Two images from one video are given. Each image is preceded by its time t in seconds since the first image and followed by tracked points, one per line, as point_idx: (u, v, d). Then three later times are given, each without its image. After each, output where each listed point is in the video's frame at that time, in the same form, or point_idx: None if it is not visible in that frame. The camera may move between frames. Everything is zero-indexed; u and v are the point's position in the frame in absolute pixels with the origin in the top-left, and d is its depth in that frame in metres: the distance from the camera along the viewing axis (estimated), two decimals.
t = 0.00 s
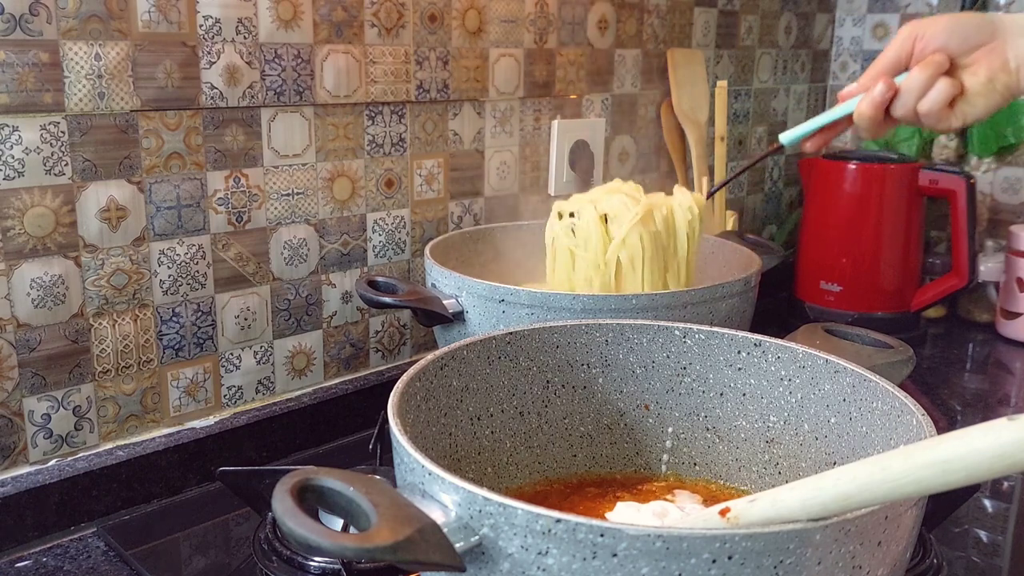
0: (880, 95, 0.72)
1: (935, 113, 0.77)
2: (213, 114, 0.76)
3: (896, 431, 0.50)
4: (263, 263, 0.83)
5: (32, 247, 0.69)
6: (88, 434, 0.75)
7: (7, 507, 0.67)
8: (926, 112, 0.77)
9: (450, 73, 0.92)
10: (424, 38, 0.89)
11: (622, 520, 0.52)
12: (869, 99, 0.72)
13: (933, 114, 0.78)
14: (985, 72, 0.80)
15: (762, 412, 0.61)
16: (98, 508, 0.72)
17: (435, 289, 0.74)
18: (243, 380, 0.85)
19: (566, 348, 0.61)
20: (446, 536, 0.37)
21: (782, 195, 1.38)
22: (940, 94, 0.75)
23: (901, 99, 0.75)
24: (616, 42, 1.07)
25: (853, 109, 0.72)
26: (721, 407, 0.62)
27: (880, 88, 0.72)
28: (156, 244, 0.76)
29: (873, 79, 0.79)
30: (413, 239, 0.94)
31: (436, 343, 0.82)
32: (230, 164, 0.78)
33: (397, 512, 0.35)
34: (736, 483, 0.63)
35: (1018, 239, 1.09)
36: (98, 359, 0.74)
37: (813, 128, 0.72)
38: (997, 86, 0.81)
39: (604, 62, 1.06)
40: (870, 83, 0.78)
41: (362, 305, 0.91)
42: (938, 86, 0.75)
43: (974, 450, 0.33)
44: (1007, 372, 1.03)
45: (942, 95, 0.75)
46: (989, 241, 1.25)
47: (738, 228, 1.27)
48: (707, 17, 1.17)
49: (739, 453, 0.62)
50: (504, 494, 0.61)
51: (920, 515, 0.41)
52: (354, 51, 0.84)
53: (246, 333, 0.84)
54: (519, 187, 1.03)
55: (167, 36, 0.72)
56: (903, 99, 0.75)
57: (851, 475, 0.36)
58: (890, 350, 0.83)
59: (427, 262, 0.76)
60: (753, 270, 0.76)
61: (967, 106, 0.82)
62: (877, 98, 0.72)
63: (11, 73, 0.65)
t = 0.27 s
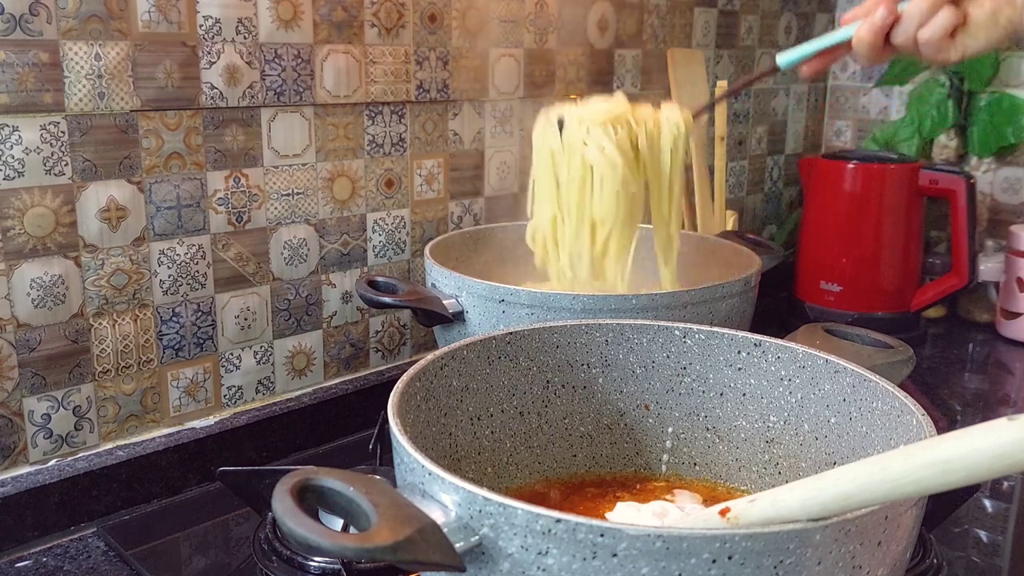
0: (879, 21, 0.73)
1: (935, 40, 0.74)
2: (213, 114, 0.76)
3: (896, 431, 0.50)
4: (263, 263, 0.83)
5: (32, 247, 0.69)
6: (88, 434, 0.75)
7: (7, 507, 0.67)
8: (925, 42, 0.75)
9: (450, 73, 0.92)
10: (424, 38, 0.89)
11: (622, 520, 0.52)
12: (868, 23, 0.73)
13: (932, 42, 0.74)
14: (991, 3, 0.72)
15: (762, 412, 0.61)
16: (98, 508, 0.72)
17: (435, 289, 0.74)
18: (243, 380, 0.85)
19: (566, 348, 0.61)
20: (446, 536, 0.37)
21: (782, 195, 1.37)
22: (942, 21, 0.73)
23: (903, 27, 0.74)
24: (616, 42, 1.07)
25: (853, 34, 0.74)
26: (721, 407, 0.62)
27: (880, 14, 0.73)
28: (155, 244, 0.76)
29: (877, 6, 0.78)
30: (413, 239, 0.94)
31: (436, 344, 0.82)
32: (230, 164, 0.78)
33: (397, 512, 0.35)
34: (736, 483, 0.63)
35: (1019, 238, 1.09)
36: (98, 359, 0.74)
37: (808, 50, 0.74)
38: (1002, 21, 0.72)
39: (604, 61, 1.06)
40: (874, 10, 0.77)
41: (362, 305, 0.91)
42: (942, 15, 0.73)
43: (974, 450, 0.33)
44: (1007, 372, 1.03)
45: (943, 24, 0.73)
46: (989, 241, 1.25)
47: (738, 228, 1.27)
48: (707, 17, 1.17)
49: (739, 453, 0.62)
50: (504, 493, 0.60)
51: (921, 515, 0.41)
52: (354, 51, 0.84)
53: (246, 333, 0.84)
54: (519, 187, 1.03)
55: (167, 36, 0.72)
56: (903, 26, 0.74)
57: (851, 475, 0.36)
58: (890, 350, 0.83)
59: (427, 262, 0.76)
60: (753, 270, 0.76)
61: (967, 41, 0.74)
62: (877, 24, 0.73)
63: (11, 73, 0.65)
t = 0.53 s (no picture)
0: None
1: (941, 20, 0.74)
2: (213, 114, 0.76)
3: (896, 431, 0.50)
4: (263, 263, 0.83)
5: (32, 247, 0.69)
6: (88, 434, 0.75)
7: (7, 507, 0.67)
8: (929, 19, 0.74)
9: (450, 73, 0.92)
10: (424, 39, 0.89)
11: (622, 520, 0.52)
12: None
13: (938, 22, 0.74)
14: None
15: (762, 412, 0.61)
16: (98, 508, 0.72)
17: (435, 289, 0.74)
18: (243, 380, 0.85)
19: (566, 348, 0.61)
20: (446, 536, 0.37)
21: (782, 195, 1.37)
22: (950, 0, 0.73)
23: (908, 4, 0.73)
24: (616, 43, 1.07)
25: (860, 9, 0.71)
26: (721, 407, 0.62)
27: None
28: (155, 244, 0.76)
29: None
30: (413, 239, 0.94)
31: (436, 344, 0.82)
32: (230, 164, 0.78)
33: (397, 513, 0.35)
34: (736, 483, 0.63)
35: (1018, 239, 1.09)
36: (98, 359, 0.74)
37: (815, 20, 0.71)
38: (1010, 4, 0.73)
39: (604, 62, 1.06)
40: None
41: (362, 305, 0.91)
42: None
43: (974, 450, 0.33)
44: (1007, 372, 1.03)
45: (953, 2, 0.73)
46: (989, 241, 1.25)
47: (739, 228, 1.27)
48: (707, 17, 1.17)
49: (739, 453, 0.62)
50: (504, 494, 0.60)
51: (921, 515, 0.41)
52: (354, 51, 0.84)
53: (246, 333, 0.84)
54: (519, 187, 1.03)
55: (167, 36, 0.72)
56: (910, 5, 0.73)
57: (851, 475, 0.36)
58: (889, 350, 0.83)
59: (426, 262, 0.76)
60: (753, 270, 0.76)
61: (973, 21, 0.75)
62: None
63: (11, 73, 0.65)
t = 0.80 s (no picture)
0: (882, 94, 0.73)
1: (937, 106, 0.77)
2: (213, 114, 0.76)
3: (896, 431, 0.50)
4: (263, 263, 0.83)
5: (32, 247, 0.69)
6: (88, 434, 0.75)
7: (6, 507, 0.67)
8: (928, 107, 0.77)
9: (450, 73, 0.92)
10: (424, 39, 0.89)
11: (622, 520, 0.52)
12: (871, 97, 0.73)
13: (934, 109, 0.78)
14: (989, 64, 0.82)
15: (762, 412, 0.61)
16: (98, 508, 0.72)
17: (435, 289, 0.74)
18: (243, 380, 0.85)
19: (566, 348, 0.61)
20: (446, 536, 0.37)
21: (782, 195, 1.37)
22: (944, 89, 0.76)
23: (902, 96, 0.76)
24: (616, 43, 1.07)
25: (858, 108, 0.74)
26: (721, 407, 0.62)
27: (883, 85, 0.73)
28: (156, 245, 0.76)
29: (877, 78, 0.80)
30: (413, 239, 0.94)
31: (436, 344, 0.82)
32: (230, 165, 0.78)
33: (397, 513, 0.35)
34: (736, 483, 0.63)
35: (1018, 239, 1.09)
36: (98, 359, 0.74)
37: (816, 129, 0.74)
38: (1002, 80, 0.82)
39: (604, 62, 1.06)
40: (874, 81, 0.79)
41: (362, 305, 0.91)
42: (940, 84, 0.76)
43: (974, 450, 0.33)
44: (1007, 372, 1.03)
45: (945, 91, 0.76)
46: (988, 241, 1.25)
47: (738, 228, 1.27)
48: (707, 17, 1.17)
49: (739, 453, 0.62)
50: (504, 494, 0.60)
51: (921, 515, 0.41)
52: (354, 51, 0.84)
53: (246, 333, 0.84)
54: (518, 187, 1.03)
55: (167, 36, 0.72)
56: (905, 97, 0.76)
57: (851, 475, 0.36)
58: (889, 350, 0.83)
59: (427, 262, 0.76)
60: (753, 270, 0.76)
61: (970, 102, 0.83)
62: (881, 96, 0.73)
63: (11, 73, 0.65)
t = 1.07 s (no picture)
0: (889, 19, 0.73)
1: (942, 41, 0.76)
2: (213, 114, 0.76)
3: (896, 431, 0.50)
4: (263, 263, 0.83)
5: (32, 247, 0.69)
6: (88, 434, 0.75)
7: (7, 507, 0.67)
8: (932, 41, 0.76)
9: (450, 73, 0.92)
10: (424, 38, 0.89)
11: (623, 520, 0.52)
12: (877, 22, 0.73)
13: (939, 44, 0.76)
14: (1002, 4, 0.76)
15: (762, 412, 0.61)
16: (98, 508, 0.72)
17: (435, 289, 0.74)
18: (243, 380, 0.85)
19: (566, 348, 0.61)
20: (446, 536, 0.37)
21: (782, 195, 1.37)
22: (951, 22, 0.74)
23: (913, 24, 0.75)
24: (616, 43, 1.07)
25: (863, 31, 0.74)
26: (721, 407, 0.62)
27: (890, 11, 0.73)
28: (155, 244, 0.76)
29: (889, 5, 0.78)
30: (413, 239, 0.94)
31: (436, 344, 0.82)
32: (230, 164, 0.78)
33: (397, 512, 0.35)
34: (736, 483, 0.63)
35: (1018, 239, 1.09)
36: (98, 359, 0.74)
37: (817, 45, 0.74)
38: (1009, 24, 0.76)
39: (604, 62, 1.06)
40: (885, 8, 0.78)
41: (362, 305, 0.91)
42: (952, 16, 0.74)
43: (974, 450, 0.33)
44: (1007, 372, 1.03)
45: (954, 24, 0.74)
46: (989, 241, 1.25)
47: (738, 228, 1.27)
48: (707, 17, 1.17)
49: (739, 453, 0.62)
50: (504, 494, 0.60)
51: (921, 515, 0.41)
52: (354, 50, 0.84)
53: (246, 333, 0.84)
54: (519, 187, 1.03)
55: (167, 36, 0.72)
56: (913, 26, 0.75)
57: (851, 475, 0.36)
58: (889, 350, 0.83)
59: (427, 262, 0.76)
60: (753, 270, 0.76)
61: (975, 41, 0.77)
62: (887, 22, 0.73)
63: (11, 73, 0.65)
